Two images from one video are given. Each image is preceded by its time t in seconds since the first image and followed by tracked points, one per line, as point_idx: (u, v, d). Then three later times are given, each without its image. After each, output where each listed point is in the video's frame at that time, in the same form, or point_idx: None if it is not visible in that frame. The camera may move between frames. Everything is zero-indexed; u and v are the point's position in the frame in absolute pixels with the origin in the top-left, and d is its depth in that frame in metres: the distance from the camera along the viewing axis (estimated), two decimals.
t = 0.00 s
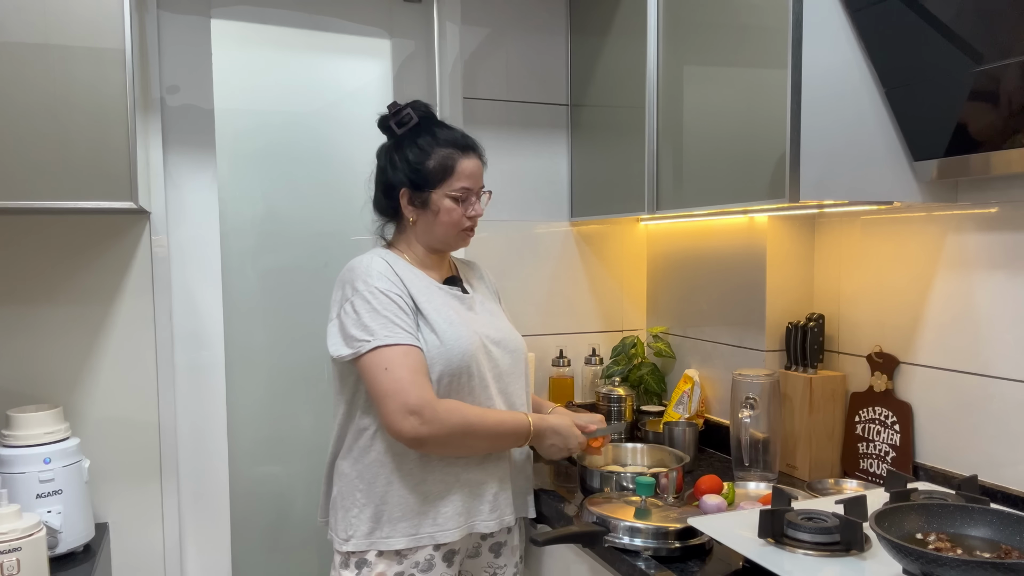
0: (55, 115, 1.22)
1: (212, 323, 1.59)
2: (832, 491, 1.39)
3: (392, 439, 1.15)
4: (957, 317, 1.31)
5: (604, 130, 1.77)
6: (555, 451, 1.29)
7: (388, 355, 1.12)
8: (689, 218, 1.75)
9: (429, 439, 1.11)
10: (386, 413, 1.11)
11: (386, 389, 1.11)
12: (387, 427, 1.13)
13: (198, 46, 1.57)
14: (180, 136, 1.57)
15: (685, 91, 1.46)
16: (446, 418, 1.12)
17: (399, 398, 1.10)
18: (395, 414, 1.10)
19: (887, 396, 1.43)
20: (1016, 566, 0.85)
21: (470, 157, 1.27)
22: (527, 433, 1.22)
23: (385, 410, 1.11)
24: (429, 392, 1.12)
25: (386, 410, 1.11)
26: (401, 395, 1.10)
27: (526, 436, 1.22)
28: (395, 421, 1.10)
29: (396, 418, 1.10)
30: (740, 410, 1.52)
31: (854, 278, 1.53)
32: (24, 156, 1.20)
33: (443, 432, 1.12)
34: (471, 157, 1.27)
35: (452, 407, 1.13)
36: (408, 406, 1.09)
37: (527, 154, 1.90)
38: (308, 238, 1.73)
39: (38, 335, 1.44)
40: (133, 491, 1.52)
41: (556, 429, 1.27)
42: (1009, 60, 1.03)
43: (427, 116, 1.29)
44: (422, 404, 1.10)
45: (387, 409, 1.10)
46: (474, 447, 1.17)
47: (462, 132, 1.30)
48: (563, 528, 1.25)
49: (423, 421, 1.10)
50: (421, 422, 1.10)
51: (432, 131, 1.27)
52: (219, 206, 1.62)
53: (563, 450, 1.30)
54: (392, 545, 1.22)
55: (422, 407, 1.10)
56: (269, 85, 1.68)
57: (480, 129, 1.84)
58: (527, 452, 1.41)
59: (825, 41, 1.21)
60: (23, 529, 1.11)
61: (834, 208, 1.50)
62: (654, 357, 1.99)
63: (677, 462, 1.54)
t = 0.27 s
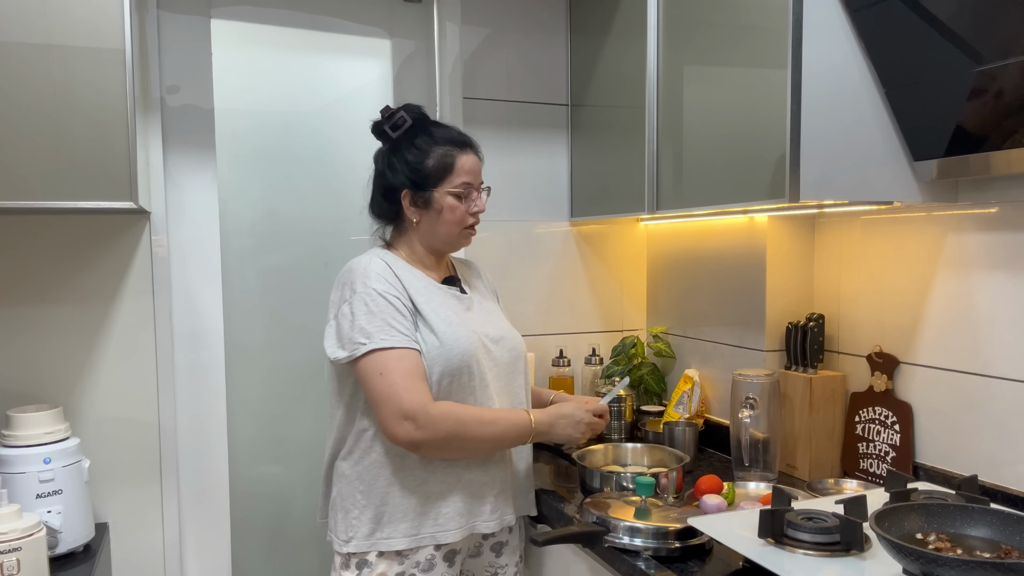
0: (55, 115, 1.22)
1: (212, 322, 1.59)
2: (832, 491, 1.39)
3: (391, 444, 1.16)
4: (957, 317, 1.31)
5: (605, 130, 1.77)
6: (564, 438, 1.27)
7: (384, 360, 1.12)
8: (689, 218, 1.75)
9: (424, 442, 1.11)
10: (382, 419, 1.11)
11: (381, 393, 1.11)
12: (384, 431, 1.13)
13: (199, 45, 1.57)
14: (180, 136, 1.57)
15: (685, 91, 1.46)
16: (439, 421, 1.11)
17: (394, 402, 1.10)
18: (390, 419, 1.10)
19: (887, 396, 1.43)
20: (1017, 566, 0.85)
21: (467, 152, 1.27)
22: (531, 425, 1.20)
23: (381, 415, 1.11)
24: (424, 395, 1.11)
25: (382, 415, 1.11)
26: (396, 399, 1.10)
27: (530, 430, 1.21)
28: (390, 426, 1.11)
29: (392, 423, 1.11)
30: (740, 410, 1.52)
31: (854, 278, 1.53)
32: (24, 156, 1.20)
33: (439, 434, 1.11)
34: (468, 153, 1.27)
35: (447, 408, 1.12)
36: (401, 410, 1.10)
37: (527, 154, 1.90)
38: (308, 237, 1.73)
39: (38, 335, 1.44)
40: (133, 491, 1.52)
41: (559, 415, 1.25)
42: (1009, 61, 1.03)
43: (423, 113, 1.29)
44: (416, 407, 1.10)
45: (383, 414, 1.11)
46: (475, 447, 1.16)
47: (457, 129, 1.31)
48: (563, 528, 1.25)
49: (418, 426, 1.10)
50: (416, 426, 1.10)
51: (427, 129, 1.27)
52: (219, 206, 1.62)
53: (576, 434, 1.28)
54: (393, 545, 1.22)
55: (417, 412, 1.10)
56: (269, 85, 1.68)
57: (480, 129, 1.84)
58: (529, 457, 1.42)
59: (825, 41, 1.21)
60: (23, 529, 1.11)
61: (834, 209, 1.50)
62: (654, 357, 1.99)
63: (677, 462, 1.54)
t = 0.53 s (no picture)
0: (55, 115, 1.22)
1: (212, 323, 1.59)
2: (832, 491, 1.39)
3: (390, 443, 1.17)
4: (957, 317, 1.31)
5: (605, 130, 1.77)
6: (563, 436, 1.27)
7: (383, 358, 1.12)
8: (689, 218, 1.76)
9: (422, 442, 1.12)
10: (381, 417, 1.12)
11: (380, 392, 1.11)
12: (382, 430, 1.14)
13: (199, 46, 1.57)
14: (180, 136, 1.57)
15: (685, 91, 1.46)
16: (437, 421, 1.11)
17: (392, 402, 1.10)
18: (388, 418, 1.11)
19: (887, 396, 1.43)
20: (1017, 566, 0.85)
21: (449, 144, 1.26)
22: (530, 425, 1.20)
23: (380, 413, 1.12)
24: (422, 394, 1.12)
25: (381, 414, 1.12)
26: (394, 399, 1.10)
27: (530, 429, 1.20)
28: (389, 425, 1.11)
29: (390, 422, 1.11)
30: (740, 410, 1.52)
31: (854, 278, 1.53)
32: (24, 156, 1.20)
33: (436, 434, 1.11)
34: (451, 145, 1.26)
35: (445, 408, 1.12)
36: (399, 410, 1.10)
37: (527, 154, 1.90)
38: (308, 238, 1.73)
39: (38, 335, 1.44)
40: (133, 491, 1.52)
41: (559, 413, 1.25)
42: (1009, 61, 1.03)
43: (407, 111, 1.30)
44: (414, 407, 1.10)
45: (381, 413, 1.11)
46: (475, 446, 1.16)
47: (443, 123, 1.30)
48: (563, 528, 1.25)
49: (416, 425, 1.10)
50: (414, 426, 1.10)
51: (409, 125, 1.27)
52: (219, 206, 1.62)
53: (576, 432, 1.28)
54: (394, 544, 1.22)
55: (415, 411, 1.10)
56: (269, 85, 1.68)
57: (480, 129, 1.84)
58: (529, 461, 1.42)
59: (825, 41, 1.21)
60: (23, 528, 1.11)
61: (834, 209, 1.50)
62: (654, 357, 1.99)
63: (677, 462, 1.54)
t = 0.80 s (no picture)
0: (55, 115, 1.22)
1: (212, 323, 1.59)
2: (832, 491, 1.39)
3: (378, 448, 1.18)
4: (957, 317, 1.31)
5: (604, 130, 1.77)
6: (554, 430, 1.23)
7: (373, 363, 1.13)
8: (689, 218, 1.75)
9: (404, 447, 1.11)
10: (366, 420, 1.13)
11: (366, 397, 1.12)
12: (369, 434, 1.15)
13: (198, 46, 1.57)
14: (180, 136, 1.57)
15: (685, 91, 1.46)
16: (417, 428, 1.10)
17: (376, 408, 1.11)
18: (372, 422, 1.11)
19: (887, 396, 1.43)
20: (1016, 566, 0.85)
21: (429, 142, 1.25)
22: (514, 424, 1.17)
23: (365, 417, 1.13)
24: (405, 400, 1.12)
25: (367, 419, 1.12)
26: (377, 405, 1.11)
27: (516, 428, 1.18)
28: (372, 430, 1.12)
29: (374, 428, 1.12)
30: (740, 410, 1.52)
31: (854, 278, 1.53)
32: (24, 156, 1.20)
33: (419, 439, 1.11)
34: (427, 142, 1.25)
35: (427, 413, 1.11)
36: (382, 415, 1.11)
37: (528, 154, 1.90)
38: (308, 238, 1.73)
39: (38, 336, 1.44)
40: (133, 491, 1.52)
41: (547, 410, 1.21)
42: (1009, 61, 1.03)
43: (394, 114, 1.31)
44: (395, 413, 1.10)
45: (366, 417, 1.12)
46: (460, 449, 1.14)
47: (429, 122, 1.29)
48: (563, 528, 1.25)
49: (398, 431, 1.10)
50: (395, 432, 1.10)
51: (393, 128, 1.28)
52: (219, 206, 1.62)
53: (566, 429, 1.24)
54: (388, 545, 1.22)
55: (397, 418, 1.10)
56: (269, 85, 1.68)
57: (480, 129, 1.84)
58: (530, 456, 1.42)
59: (825, 41, 1.21)
60: (23, 528, 1.11)
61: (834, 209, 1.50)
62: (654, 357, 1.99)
63: (677, 462, 1.54)
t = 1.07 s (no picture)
0: (55, 116, 1.22)
1: (212, 322, 1.59)
2: (832, 491, 1.39)
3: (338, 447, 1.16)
4: (957, 317, 1.31)
5: (604, 130, 1.77)
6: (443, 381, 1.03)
7: (336, 358, 1.12)
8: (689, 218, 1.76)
9: (333, 442, 1.07)
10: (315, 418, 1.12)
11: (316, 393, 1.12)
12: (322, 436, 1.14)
13: (198, 46, 1.57)
14: (180, 136, 1.57)
15: (685, 92, 1.46)
16: (336, 420, 1.05)
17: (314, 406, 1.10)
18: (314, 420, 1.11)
19: (887, 396, 1.43)
20: (1016, 566, 0.85)
21: (438, 150, 1.24)
22: (404, 391, 1.03)
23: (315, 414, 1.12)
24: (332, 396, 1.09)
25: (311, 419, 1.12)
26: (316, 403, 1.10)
27: (411, 395, 1.03)
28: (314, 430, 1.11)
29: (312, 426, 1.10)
30: (740, 410, 1.52)
31: (854, 278, 1.53)
32: (24, 156, 1.20)
33: (341, 432, 1.06)
34: (437, 150, 1.24)
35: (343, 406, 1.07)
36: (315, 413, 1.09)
37: (528, 154, 1.90)
38: (308, 237, 1.73)
39: (37, 336, 1.44)
40: (133, 491, 1.52)
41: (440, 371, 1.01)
42: (1009, 61, 1.03)
43: (411, 115, 1.30)
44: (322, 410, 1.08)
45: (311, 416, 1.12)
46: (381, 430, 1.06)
47: (443, 127, 1.28)
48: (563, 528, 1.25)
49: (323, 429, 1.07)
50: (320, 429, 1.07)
51: (407, 131, 1.28)
52: (219, 206, 1.62)
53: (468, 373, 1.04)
54: (376, 545, 1.22)
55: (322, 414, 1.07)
56: (269, 84, 1.68)
57: (480, 129, 1.84)
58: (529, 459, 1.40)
59: (825, 41, 1.21)
60: (23, 529, 1.11)
61: (834, 209, 1.50)
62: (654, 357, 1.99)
63: (677, 462, 1.54)
